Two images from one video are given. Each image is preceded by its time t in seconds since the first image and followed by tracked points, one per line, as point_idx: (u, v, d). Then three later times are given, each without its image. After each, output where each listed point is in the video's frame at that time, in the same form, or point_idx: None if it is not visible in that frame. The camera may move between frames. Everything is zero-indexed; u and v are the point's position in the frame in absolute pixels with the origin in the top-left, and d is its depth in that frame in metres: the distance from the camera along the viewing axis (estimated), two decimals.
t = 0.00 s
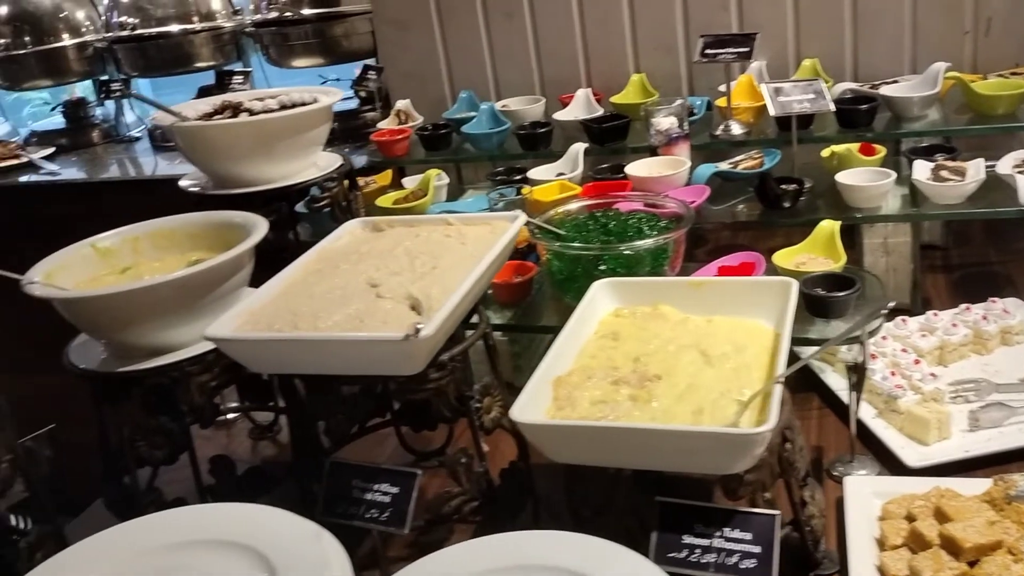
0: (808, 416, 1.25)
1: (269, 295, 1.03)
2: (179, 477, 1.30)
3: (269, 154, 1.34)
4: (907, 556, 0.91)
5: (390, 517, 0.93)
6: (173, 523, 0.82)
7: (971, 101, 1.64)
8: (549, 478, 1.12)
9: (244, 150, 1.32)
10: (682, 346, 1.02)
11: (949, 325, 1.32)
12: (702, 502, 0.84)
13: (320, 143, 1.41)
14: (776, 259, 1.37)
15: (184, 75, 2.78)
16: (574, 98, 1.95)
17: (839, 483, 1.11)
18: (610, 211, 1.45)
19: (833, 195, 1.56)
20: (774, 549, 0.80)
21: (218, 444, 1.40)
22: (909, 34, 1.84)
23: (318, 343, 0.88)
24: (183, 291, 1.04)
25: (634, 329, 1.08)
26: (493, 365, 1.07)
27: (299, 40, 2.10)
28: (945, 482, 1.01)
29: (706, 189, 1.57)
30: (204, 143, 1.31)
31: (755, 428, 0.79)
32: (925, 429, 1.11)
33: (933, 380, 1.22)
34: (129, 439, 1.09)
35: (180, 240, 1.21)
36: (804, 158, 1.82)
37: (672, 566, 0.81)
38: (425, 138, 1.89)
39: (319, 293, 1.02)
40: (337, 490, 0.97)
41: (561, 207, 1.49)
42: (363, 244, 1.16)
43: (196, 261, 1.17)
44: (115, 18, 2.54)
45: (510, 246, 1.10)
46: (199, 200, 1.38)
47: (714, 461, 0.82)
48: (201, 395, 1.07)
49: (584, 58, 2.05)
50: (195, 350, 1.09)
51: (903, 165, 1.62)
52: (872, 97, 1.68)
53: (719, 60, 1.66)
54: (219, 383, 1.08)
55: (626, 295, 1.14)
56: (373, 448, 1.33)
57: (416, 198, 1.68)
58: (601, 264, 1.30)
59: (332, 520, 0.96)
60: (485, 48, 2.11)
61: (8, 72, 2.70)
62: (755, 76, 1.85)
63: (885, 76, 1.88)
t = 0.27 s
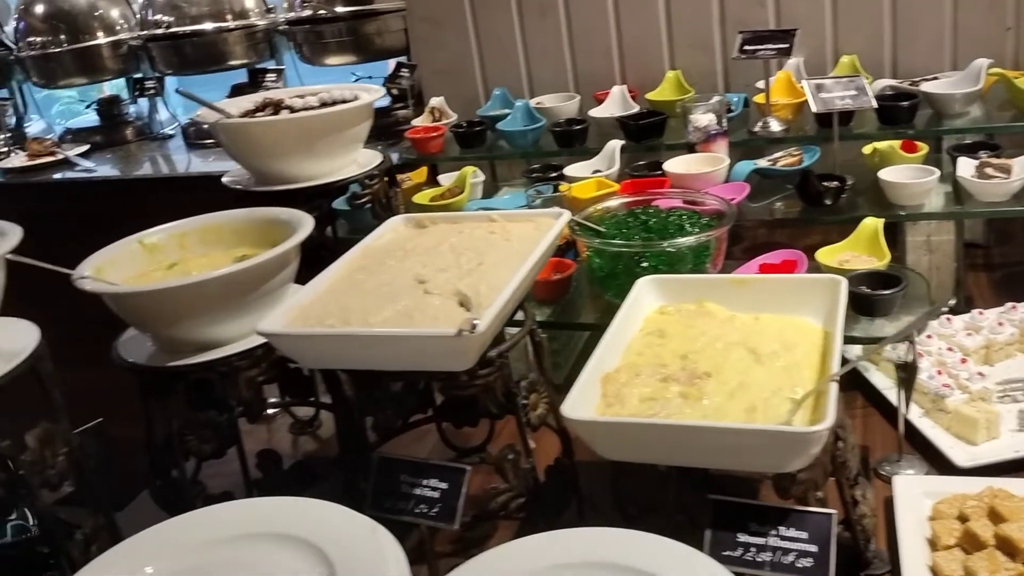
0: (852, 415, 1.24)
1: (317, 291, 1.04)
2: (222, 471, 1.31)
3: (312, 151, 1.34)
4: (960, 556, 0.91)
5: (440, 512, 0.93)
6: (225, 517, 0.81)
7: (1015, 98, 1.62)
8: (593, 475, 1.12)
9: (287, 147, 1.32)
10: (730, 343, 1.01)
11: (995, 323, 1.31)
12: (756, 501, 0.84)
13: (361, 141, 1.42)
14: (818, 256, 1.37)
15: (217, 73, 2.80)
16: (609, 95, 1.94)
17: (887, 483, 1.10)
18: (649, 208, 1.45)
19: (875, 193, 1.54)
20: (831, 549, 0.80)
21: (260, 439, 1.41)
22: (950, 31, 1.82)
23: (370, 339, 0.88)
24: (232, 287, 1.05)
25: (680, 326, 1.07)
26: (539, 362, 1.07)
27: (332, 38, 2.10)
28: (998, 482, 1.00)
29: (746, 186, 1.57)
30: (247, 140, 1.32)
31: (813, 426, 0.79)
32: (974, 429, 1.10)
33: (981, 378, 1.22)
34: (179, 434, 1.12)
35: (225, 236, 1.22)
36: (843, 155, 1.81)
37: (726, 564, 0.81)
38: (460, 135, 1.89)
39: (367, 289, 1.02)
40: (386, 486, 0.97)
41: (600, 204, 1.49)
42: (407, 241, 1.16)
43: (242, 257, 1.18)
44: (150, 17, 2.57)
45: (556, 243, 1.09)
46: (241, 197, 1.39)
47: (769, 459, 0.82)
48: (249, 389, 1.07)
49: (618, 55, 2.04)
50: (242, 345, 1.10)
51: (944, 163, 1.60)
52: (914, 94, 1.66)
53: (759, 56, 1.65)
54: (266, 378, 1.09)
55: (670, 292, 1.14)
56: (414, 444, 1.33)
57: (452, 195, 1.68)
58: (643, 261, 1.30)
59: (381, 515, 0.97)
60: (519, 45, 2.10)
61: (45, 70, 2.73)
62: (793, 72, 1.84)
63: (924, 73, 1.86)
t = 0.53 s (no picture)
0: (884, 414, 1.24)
1: (350, 287, 1.04)
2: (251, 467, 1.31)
3: (340, 148, 1.35)
4: (999, 558, 0.90)
5: (473, 510, 0.93)
6: (258, 513, 0.81)
7: None
8: (624, 475, 1.12)
9: (316, 144, 1.33)
10: (765, 342, 1.01)
11: None
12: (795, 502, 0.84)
13: (389, 138, 1.42)
14: (848, 255, 1.36)
15: (238, 72, 2.80)
16: (634, 93, 1.94)
17: (920, 483, 1.09)
18: (677, 206, 1.44)
19: (904, 192, 1.53)
20: (871, 550, 0.80)
21: (287, 435, 1.42)
22: (978, 29, 1.81)
23: (406, 336, 0.88)
24: (265, 284, 1.05)
25: (713, 325, 1.07)
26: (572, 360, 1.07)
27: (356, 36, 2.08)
28: None
29: (773, 184, 1.56)
30: (277, 137, 1.32)
31: (854, 426, 0.78)
32: (1009, 430, 1.09)
33: (1015, 378, 1.19)
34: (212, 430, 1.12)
35: (256, 233, 1.23)
36: (869, 154, 1.79)
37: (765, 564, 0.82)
38: (483, 133, 1.88)
39: (400, 287, 1.02)
40: (419, 483, 0.97)
41: (627, 202, 1.49)
42: (437, 238, 1.16)
43: (273, 255, 1.19)
44: (173, 15, 2.58)
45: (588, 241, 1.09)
46: (269, 194, 1.39)
47: (808, 458, 0.82)
48: (281, 386, 1.07)
49: (642, 53, 2.03)
50: (274, 341, 1.11)
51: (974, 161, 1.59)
52: (943, 92, 1.65)
53: (785, 54, 1.65)
54: (298, 374, 1.09)
55: (702, 291, 1.13)
56: (441, 442, 1.33)
57: (478, 193, 1.68)
58: (672, 260, 1.30)
59: (414, 511, 0.97)
60: (542, 43, 2.10)
61: (68, 68, 2.75)
62: (819, 71, 1.83)
63: (952, 71, 1.85)
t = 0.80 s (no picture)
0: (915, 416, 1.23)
1: (381, 285, 1.03)
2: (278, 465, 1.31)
3: (367, 146, 1.34)
4: None
5: (507, 509, 0.93)
6: (293, 512, 0.81)
7: None
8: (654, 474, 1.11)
9: (343, 142, 1.33)
10: (800, 342, 1.00)
11: None
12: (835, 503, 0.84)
13: (415, 136, 1.42)
14: (878, 255, 1.35)
15: (258, 70, 2.81)
16: (657, 91, 1.93)
17: (955, 485, 1.08)
18: (704, 205, 1.43)
19: (932, 191, 1.52)
20: (913, 552, 0.79)
21: (313, 433, 1.42)
22: (1007, 26, 1.79)
23: (441, 333, 0.88)
24: (296, 281, 1.05)
25: (746, 325, 1.06)
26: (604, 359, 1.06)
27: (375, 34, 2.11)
28: None
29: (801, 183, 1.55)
30: (304, 135, 1.32)
31: (897, 427, 0.78)
32: None
33: None
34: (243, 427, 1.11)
35: (284, 231, 1.22)
36: (896, 152, 1.78)
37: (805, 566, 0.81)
38: (506, 131, 1.88)
39: (432, 285, 1.02)
40: (452, 482, 0.97)
41: (654, 200, 1.48)
42: (467, 236, 1.16)
43: (302, 253, 1.19)
44: (194, 14, 2.59)
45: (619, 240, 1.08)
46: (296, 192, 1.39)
47: (849, 459, 0.81)
48: (312, 383, 1.07)
49: (666, 51, 2.03)
50: (304, 339, 1.11)
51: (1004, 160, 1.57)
52: (971, 91, 1.64)
53: (812, 52, 1.63)
54: (329, 372, 1.09)
55: (734, 290, 1.12)
56: (467, 440, 1.33)
57: (502, 191, 1.68)
58: (701, 258, 1.29)
59: (446, 510, 0.96)
60: (565, 41, 2.10)
61: (89, 66, 2.75)
62: (845, 69, 1.82)
63: (980, 70, 1.83)
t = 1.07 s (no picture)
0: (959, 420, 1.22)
1: (425, 284, 1.02)
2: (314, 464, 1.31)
3: (404, 144, 1.33)
4: None
5: (556, 512, 0.92)
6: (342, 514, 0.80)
7: None
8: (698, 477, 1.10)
9: (380, 140, 1.32)
10: (851, 345, 0.99)
11: None
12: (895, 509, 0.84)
13: (451, 135, 1.40)
14: (921, 256, 1.33)
15: (282, 68, 2.80)
16: (689, 90, 1.91)
17: (1004, 490, 1.07)
18: (742, 205, 1.42)
19: (973, 192, 1.50)
20: (978, 558, 0.79)
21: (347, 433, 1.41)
22: None
23: (491, 333, 0.87)
24: (339, 280, 1.04)
25: (795, 326, 1.04)
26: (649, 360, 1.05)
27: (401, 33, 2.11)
28: None
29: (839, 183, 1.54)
30: (341, 133, 1.31)
31: (961, 431, 0.77)
32: None
33: None
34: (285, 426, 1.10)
35: (323, 229, 1.22)
36: (931, 152, 1.76)
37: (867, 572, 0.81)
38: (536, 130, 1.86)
39: (477, 284, 1.00)
40: (498, 484, 0.96)
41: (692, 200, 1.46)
42: (508, 235, 1.15)
43: (342, 251, 1.18)
44: (220, 12, 2.59)
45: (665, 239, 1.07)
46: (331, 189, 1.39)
47: (910, 464, 0.80)
48: (354, 382, 1.06)
49: (696, 50, 2.01)
50: (345, 338, 1.10)
51: None
52: (1011, 90, 1.61)
53: (849, 50, 1.62)
54: (371, 372, 1.08)
55: (780, 291, 1.11)
56: (504, 441, 1.32)
57: (534, 190, 1.67)
58: (742, 258, 1.27)
59: (493, 512, 0.96)
60: (594, 39, 2.08)
61: (113, 63, 2.75)
62: (880, 68, 1.80)
63: (1017, 69, 1.81)
